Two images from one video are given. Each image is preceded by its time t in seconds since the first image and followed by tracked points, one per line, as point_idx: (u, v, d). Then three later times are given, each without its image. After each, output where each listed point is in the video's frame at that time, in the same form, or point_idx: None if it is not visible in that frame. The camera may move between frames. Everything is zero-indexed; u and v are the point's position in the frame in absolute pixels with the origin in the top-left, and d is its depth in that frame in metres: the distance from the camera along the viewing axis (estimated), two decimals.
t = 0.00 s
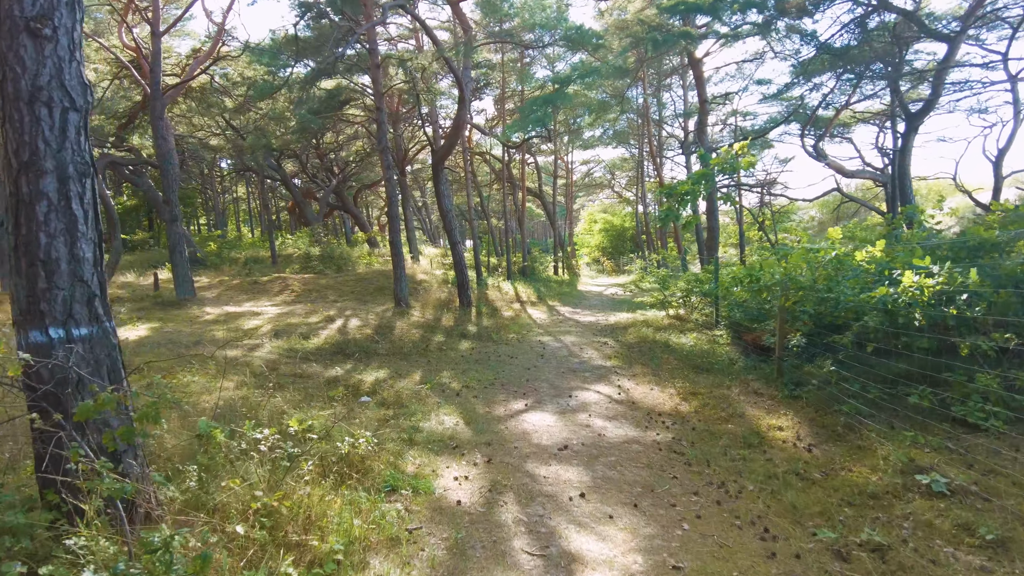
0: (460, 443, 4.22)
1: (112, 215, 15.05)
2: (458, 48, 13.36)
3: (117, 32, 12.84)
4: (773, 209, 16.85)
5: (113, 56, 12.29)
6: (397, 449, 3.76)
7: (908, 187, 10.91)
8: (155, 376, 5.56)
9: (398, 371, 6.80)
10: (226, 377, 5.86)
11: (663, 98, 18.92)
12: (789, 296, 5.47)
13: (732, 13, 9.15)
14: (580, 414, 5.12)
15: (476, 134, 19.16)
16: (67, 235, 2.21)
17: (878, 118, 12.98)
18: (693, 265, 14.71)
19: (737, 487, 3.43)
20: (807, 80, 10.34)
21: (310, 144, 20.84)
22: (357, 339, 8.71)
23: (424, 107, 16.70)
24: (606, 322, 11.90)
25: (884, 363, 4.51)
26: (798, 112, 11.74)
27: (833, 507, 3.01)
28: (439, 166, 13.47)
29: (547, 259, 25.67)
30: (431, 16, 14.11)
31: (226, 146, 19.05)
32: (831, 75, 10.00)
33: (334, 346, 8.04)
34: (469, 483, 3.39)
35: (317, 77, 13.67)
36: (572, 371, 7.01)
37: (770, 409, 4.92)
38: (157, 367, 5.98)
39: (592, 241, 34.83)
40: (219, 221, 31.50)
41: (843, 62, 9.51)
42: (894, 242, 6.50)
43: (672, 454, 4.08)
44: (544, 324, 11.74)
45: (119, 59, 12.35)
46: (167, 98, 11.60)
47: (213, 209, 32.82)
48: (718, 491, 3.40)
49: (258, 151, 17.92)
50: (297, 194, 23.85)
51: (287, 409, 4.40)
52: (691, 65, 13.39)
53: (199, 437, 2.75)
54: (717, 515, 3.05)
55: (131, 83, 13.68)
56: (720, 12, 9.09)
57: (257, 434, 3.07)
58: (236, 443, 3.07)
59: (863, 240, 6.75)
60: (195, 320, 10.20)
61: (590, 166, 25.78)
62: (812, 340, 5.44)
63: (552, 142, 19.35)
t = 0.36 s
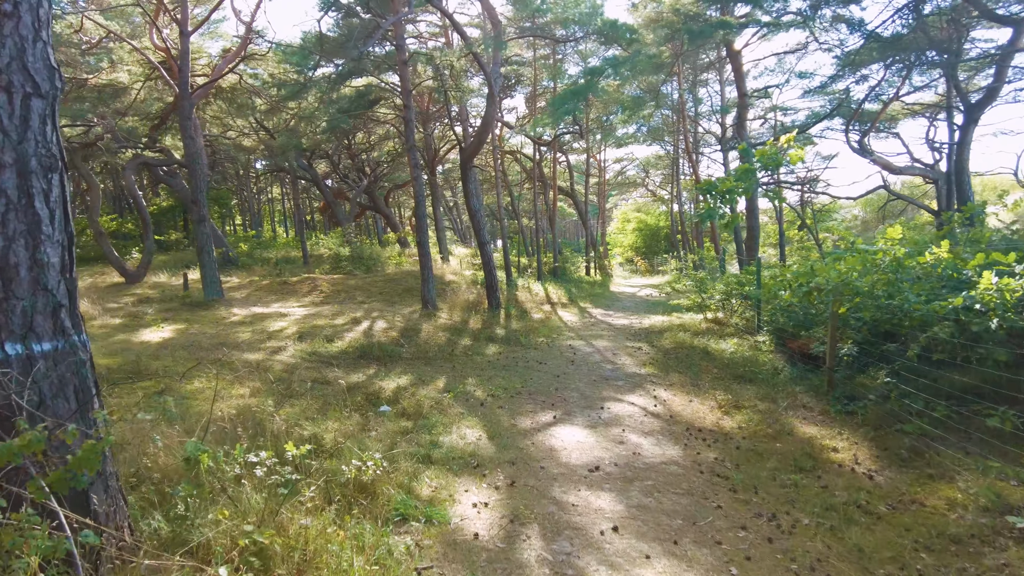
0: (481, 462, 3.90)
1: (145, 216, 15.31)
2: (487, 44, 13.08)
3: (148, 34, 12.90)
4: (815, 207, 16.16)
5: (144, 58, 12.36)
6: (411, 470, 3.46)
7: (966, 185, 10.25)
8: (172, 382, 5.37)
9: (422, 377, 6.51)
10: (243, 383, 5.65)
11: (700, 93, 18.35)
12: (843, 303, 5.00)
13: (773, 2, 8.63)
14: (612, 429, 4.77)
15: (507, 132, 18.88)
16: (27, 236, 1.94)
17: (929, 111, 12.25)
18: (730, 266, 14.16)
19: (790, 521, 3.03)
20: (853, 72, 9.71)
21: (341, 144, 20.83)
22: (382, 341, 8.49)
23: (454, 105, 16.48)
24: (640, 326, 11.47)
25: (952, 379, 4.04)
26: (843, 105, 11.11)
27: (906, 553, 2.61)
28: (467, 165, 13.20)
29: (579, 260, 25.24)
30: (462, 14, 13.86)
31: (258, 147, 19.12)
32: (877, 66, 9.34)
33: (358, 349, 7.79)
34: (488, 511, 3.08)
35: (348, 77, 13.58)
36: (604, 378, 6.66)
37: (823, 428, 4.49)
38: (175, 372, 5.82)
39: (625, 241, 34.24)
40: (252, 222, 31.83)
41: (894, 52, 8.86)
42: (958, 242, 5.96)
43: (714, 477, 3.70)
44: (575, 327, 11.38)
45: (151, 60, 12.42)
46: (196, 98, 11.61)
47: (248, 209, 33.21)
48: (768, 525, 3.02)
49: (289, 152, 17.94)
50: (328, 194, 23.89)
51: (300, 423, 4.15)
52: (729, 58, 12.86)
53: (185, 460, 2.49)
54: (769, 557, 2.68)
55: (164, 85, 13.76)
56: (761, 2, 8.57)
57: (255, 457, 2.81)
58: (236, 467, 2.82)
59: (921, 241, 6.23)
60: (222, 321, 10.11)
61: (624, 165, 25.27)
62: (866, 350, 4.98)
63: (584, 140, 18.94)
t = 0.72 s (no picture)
0: (507, 476, 3.61)
1: (179, 214, 15.57)
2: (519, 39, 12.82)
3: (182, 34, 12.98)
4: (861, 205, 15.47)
5: (179, 57, 12.46)
6: (429, 484, 3.18)
7: None
8: (191, 383, 5.22)
9: (449, 380, 6.26)
10: (264, 384, 5.47)
11: (738, 88, 17.78)
12: (906, 306, 4.56)
13: None
14: (649, 440, 4.43)
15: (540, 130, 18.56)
16: None
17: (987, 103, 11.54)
18: (771, 266, 13.60)
19: (855, 554, 2.67)
20: (905, 62, 9.10)
21: (373, 144, 20.80)
22: (410, 341, 8.28)
23: (486, 103, 16.26)
24: (676, 328, 11.04)
25: None
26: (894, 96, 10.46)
27: None
28: (498, 163, 12.92)
29: (613, 260, 24.80)
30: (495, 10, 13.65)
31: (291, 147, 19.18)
32: (933, 54, 8.50)
33: (385, 349, 7.58)
34: (512, 534, 2.79)
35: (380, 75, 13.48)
36: (640, 384, 6.31)
37: (884, 441, 4.06)
38: (196, 373, 5.66)
39: (660, 241, 33.58)
40: (287, 222, 32.16)
41: (951, 39, 8.07)
42: None
43: (765, 497, 3.35)
44: (609, 329, 11.00)
45: (184, 60, 12.48)
46: (226, 96, 11.60)
47: (283, 210, 33.57)
48: (830, 556, 2.66)
49: (321, 151, 17.95)
50: (361, 194, 23.93)
51: (315, 431, 3.91)
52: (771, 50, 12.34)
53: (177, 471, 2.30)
54: None
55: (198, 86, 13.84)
56: None
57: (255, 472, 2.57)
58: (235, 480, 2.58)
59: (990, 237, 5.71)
60: (250, 320, 10.03)
61: (659, 163, 24.71)
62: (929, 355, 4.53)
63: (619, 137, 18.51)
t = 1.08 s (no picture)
0: (528, 497, 3.34)
1: (209, 215, 15.70)
2: (549, 36, 12.54)
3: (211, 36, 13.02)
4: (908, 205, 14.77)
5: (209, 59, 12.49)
6: (442, 508, 2.92)
7: None
8: (206, 389, 5.06)
9: (471, 386, 6.00)
10: (280, 391, 5.29)
11: (777, 84, 17.19)
12: (974, 317, 4.18)
13: None
14: (683, 458, 4.10)
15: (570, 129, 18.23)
16: None
17: None
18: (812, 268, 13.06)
19: None
20: (958, 53, 8.56)
21: (403, 145, 20.74)
22: (434, 345, 8.06)
23: (515, 102, 16.00)
24: (711, 332, 10.62)
25: None
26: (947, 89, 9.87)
27: None
28: (526, 161, 12.65)
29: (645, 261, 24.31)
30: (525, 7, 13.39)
31: (321, 149, 19.21)
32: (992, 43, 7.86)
33: (408, 352, 7.36)
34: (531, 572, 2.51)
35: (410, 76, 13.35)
36: (674, 394, 5.96)
37: (946, 466, 3.66)
38: (212, 378, 5.51)
39: (694, 242, 32.91)
40: (318, 222, 32.35)
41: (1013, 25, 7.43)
42: None
43: (812, 529, 3.01)
44: (640, 333, 10.65)
45: (214, 61, 12.50)
46: (253, 96, 11.56)
47: (315, 210, 33.83)
48: None
49: (351, 151, 17.93)
50: (391, 195, 23.91)
51: (324, 446, 3.67)
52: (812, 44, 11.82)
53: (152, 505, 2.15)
54: None
55: (228, 88, 13.90)
56: None
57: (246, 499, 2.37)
58: (223, 509, 2.38)
59: None
60: (275, 321, 9.94)
61: (693, 162, 24.14)
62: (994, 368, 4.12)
63: (652, 135, 18.08)
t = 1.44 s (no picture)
0: (538, 517, 3.07)
1: (234, 214, 15.75)
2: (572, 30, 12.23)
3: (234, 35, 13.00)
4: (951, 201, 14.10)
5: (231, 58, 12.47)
6: (440, 530, 2.68)
7: None
8: (211, 392, 4.89)
9: (487, 390, 5.75)
10: (287, 394, 5.09)
11: (810, 77, 16.60)
12: None
13: None
14: (710, 473, 3.79)
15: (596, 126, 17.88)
16: None
17: None
18: (847, 268, 12.52)
19: None
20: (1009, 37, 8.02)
21: (427, 143, 20.61)
22: (451, 346, 7.83)
23: (540, 99, 15.71)
24: (741, 334, 10.20)
25: None
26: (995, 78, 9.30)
27: None
28: (550, 157, 12.33)
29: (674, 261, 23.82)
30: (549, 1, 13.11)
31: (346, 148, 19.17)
32: None
33: (425, 353, 7.13)
34: None
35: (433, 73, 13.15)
36: (701, 400, 5.62)
37: (1005, 487, 3.29)
38: (220, 379, 5.35)
39: (725, 240, 32.23)
40: (345, 221, 32.46)
41: None
42: None
43: (853, 559, 2.69)
44: (667, 335, 10.29)
45: (236, 61, 12.47)
46: (273, 95, 11.48)
47: (342, 210, 33.98)
48: None
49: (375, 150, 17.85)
50: (416, 194, 23.82)
51: (323, 455, 3.46)
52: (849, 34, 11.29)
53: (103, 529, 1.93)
54: None
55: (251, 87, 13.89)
56: None
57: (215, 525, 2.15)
58: (189, 533, 2.19)
59: None
60: (295, 321, 9.82)
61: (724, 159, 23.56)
62: None
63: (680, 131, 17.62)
